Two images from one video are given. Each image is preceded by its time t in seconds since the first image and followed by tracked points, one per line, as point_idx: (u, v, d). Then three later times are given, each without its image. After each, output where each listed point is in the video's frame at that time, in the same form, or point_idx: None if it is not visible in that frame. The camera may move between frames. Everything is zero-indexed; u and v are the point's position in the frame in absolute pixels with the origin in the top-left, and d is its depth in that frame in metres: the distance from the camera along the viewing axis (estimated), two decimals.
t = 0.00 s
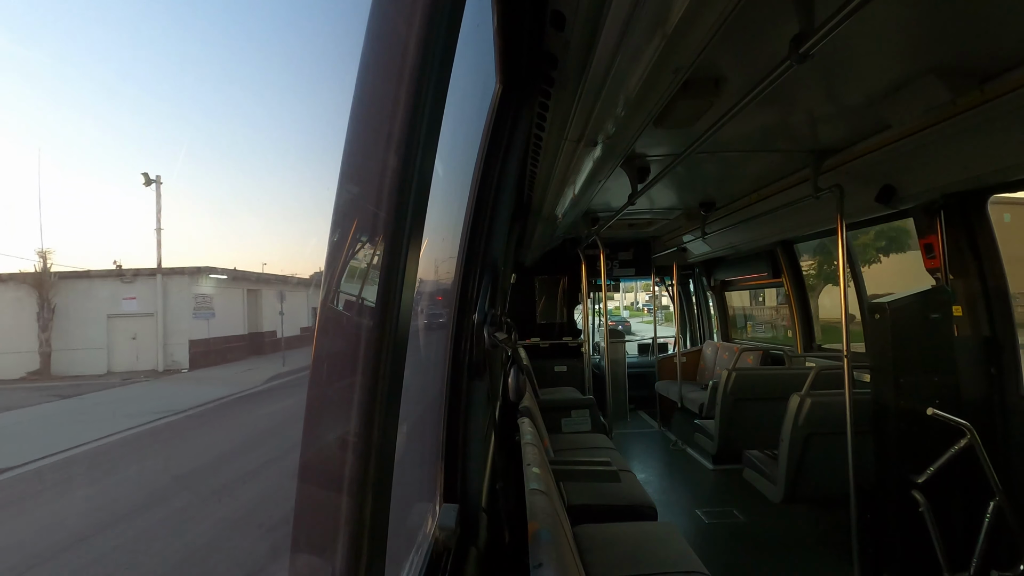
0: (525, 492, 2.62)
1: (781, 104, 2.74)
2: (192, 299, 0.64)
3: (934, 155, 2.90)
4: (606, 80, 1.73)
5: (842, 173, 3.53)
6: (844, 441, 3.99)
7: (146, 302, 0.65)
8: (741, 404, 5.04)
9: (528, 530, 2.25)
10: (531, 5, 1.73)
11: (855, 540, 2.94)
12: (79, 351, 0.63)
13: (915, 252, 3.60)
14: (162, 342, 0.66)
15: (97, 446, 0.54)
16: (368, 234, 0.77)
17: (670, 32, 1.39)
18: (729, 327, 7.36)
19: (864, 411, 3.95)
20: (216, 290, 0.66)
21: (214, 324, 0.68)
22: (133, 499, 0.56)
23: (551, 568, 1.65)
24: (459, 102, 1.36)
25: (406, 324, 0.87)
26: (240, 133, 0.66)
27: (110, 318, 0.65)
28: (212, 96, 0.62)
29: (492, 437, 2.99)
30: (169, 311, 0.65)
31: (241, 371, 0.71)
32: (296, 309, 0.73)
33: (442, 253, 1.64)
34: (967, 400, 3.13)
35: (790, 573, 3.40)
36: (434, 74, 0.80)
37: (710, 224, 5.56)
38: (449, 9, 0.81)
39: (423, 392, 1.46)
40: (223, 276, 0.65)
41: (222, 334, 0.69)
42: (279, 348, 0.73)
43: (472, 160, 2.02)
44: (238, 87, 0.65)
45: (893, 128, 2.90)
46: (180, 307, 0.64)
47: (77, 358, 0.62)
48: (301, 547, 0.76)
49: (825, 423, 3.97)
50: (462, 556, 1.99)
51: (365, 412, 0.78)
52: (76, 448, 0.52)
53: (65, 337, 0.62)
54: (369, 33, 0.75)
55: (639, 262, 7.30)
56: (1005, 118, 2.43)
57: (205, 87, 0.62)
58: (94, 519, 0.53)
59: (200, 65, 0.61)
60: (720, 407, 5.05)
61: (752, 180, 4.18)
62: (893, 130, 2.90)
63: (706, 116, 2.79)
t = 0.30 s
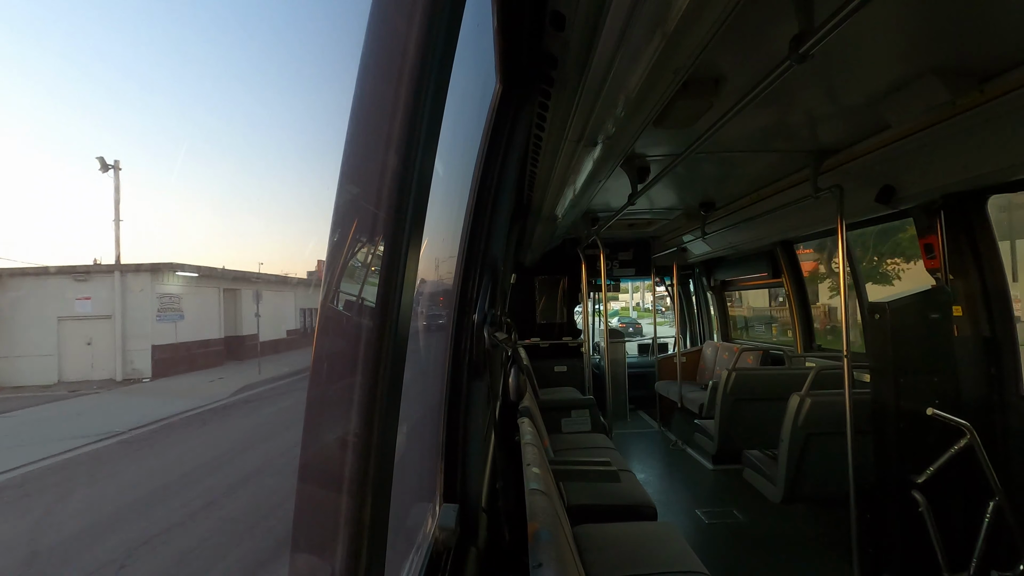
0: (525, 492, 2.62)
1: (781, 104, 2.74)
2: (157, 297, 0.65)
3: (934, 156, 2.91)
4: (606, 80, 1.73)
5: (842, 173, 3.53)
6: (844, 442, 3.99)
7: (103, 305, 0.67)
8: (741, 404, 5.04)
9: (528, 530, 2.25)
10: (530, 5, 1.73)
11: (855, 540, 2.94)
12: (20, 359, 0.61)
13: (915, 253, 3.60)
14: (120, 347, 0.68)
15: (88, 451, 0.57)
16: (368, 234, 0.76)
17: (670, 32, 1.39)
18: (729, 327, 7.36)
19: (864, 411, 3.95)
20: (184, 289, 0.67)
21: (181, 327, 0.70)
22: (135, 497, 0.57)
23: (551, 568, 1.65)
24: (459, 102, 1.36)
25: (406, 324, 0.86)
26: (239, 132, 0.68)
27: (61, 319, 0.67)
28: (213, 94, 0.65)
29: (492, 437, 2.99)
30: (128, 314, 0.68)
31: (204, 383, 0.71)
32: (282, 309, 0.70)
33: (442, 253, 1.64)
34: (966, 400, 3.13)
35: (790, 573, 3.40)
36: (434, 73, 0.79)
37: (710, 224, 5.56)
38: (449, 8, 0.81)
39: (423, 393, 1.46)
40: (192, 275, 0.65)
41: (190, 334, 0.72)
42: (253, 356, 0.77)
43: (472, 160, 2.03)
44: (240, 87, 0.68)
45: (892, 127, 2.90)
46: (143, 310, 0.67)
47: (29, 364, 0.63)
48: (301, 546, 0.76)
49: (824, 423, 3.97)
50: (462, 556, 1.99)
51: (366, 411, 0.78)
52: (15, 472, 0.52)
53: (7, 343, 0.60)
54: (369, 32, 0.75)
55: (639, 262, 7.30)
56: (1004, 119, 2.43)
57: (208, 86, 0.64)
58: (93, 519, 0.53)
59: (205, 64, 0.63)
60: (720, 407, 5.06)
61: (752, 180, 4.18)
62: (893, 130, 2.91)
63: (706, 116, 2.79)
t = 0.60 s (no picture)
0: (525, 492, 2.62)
1: (781, 104, 2.74)
2: (109, 297, 0.54)
3: (934, 156, 2.91)
4: (606, 80, 1.73)
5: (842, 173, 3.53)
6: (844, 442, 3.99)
7: (45, 307, 0.51)
8: (741, 404, 5.04)
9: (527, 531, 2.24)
10: (531, 4, 1.73)
11: (856, 541, 2.93)
12: None
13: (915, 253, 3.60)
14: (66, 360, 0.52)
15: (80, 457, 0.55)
16: (368, 234, 0.77)
17: (670, 33, 1.39)
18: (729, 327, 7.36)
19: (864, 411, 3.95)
20: (144, 288, 0.55)
21: (141, 332, 0.57)
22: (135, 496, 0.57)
23: (551, 568, 1.65)
24: (459, 101, 1.36)
25: (406, 324, 0.87)
26: (237, 133, 0.64)
27: None
28: (211, 95, 0.61)
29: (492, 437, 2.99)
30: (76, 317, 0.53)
31: (171, 395, 0.58)
32: (265, 315, 0.69)
33: (442, 253, 1.64)
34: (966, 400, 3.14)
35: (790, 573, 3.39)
36: (434, 74, 0.80)
37: (710, 224, 5.56)
38: (450, 9, 0.81)
39: (422, 394, 1.46)
40: (153, 273, 0.55)
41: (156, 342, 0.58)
42: (224, 363, 0.70)
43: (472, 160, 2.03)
44: (240, 86, 0.64)
45: (892, 127, 2.90)
46: (95, 311, 0.55)
47: None
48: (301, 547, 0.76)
49: (824, 423, 3.97)
50: (461, 556, 1.99)
51: (365, 412, 0.78)
52: None
53: None
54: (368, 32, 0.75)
55: (639, 262, 7.30)
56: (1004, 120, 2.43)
57: (204, 85, 0.60)
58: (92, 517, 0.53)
59: (202, 62, 0.59)
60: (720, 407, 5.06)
61: (752, 180, 4.18)
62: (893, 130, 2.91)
63: (706, 116, 2.79)
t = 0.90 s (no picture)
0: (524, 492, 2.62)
1: (781, 104, 2.74)
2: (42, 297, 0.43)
3: (934, 155, 2.90)
4: (606, 80, 1.73)
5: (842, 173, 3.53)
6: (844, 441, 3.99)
7: None
8: (741, 404, 5.04)
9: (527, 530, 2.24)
10: (531, 4, 1.72)
11: (856, 541, 2.93)
12: None
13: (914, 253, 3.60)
14: None
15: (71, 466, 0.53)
16: (368, 234, 0.78)
17: (670, 33, 1.39)
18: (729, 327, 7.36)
19: (864, 411, 3.95)
20: (91, 287, 0.47)
21: (84, 338, 0.47)
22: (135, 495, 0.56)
23: (550, 568, 1.65)
24: (458, 102, 1.36)
25: (406, 323, 0.87)
26: (240, 134, 0.61)
27: None
28: (212, 95, 0.58)
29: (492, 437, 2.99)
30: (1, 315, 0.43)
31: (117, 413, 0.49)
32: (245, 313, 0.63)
33: (441, 253, 1.64)
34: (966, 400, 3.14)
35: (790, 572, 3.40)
36: (433, 75, 0.81)
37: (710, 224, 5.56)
38: (449, 9, 0.82)
39: (422, 394, 1.46)
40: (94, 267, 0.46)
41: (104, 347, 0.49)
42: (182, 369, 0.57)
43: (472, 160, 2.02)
44: (241, 87, 0.62)
45: (892, 127, 2.89)
46: (23, 314, 0.44)
47: None
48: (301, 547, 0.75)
49: (824, 423, 3.97)
50: (461, 556, 1.99)
51: (365, 412, 0.79)
52: None
53: None
54: (368, 32, 0.75)
55: (639, 262, 7.30)
56: (1004, 120, 2.43)
57: (204, 85, 0.57)
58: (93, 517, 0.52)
59: (203, 62, 0.56)
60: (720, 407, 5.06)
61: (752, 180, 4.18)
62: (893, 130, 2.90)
63: (706, 115, 2.78)
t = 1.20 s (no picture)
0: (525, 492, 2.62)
1: (781, 104, 2.75)
2: None
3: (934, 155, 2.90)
4: (606, 80, 1.73)
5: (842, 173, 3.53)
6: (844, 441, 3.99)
7: None
8: (741, 404, 5.04)
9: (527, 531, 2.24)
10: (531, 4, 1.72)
11: (856, 542, 2.93)
12: None
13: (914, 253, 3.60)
14: None
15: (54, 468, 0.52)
16: (368, 234, 0.78)
17: (669, 34, 1.39)
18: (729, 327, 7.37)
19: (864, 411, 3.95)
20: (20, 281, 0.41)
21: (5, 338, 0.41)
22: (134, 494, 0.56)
23: (551, 568, 1.65)
24: (459, 102, 1.37)
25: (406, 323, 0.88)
26: (241, 132, 0.61)
27: None
28: (214, 94, 0.58)
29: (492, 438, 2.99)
30: None
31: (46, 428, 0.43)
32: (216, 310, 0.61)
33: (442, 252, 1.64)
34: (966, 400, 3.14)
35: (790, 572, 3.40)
36: (433, 75, 0.81)
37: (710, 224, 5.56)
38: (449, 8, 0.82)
39: (422, 394, 1.46)
40: (32, 259, 0.42)
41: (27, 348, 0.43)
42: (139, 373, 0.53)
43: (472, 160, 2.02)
44: (243, 85, 0.62)
45: (893, 127, 2.89)
46: None
47: None
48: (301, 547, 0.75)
49: (824, 423, 3.97)
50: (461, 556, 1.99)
51: (365, 413, 0.79)
52: None
53: None
54: (368, 33, 0.75)
55: (639, 262, 7.30)
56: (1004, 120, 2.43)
57: (205, 84, 0.57)
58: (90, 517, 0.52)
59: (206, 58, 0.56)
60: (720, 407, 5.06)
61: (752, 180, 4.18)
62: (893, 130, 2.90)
63: (706, 116, 2.79)
